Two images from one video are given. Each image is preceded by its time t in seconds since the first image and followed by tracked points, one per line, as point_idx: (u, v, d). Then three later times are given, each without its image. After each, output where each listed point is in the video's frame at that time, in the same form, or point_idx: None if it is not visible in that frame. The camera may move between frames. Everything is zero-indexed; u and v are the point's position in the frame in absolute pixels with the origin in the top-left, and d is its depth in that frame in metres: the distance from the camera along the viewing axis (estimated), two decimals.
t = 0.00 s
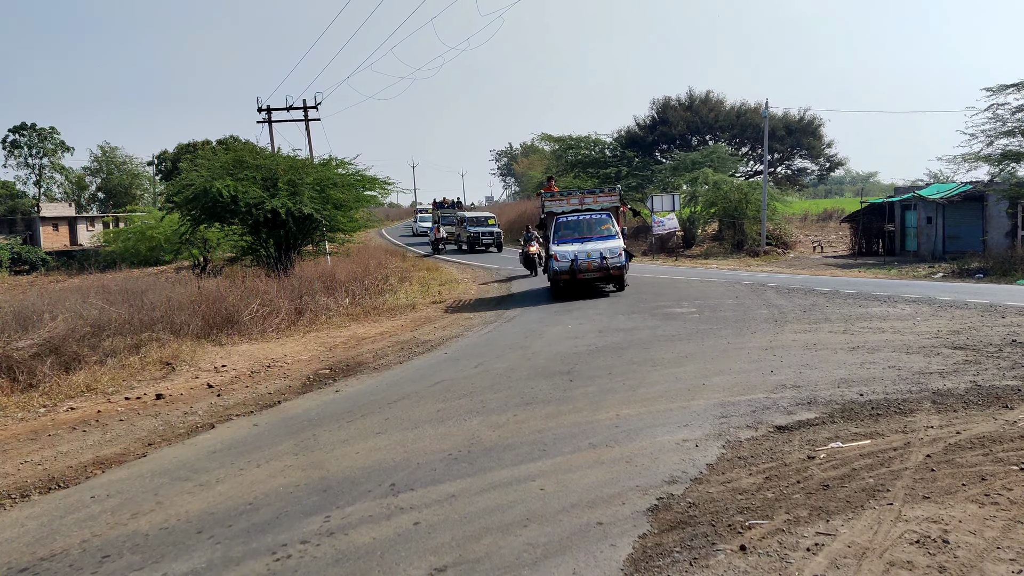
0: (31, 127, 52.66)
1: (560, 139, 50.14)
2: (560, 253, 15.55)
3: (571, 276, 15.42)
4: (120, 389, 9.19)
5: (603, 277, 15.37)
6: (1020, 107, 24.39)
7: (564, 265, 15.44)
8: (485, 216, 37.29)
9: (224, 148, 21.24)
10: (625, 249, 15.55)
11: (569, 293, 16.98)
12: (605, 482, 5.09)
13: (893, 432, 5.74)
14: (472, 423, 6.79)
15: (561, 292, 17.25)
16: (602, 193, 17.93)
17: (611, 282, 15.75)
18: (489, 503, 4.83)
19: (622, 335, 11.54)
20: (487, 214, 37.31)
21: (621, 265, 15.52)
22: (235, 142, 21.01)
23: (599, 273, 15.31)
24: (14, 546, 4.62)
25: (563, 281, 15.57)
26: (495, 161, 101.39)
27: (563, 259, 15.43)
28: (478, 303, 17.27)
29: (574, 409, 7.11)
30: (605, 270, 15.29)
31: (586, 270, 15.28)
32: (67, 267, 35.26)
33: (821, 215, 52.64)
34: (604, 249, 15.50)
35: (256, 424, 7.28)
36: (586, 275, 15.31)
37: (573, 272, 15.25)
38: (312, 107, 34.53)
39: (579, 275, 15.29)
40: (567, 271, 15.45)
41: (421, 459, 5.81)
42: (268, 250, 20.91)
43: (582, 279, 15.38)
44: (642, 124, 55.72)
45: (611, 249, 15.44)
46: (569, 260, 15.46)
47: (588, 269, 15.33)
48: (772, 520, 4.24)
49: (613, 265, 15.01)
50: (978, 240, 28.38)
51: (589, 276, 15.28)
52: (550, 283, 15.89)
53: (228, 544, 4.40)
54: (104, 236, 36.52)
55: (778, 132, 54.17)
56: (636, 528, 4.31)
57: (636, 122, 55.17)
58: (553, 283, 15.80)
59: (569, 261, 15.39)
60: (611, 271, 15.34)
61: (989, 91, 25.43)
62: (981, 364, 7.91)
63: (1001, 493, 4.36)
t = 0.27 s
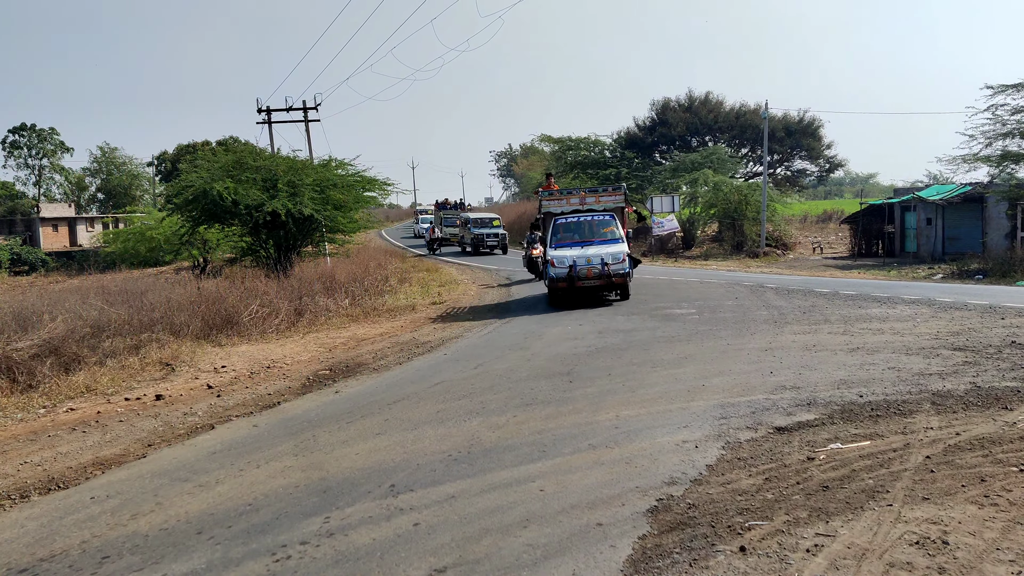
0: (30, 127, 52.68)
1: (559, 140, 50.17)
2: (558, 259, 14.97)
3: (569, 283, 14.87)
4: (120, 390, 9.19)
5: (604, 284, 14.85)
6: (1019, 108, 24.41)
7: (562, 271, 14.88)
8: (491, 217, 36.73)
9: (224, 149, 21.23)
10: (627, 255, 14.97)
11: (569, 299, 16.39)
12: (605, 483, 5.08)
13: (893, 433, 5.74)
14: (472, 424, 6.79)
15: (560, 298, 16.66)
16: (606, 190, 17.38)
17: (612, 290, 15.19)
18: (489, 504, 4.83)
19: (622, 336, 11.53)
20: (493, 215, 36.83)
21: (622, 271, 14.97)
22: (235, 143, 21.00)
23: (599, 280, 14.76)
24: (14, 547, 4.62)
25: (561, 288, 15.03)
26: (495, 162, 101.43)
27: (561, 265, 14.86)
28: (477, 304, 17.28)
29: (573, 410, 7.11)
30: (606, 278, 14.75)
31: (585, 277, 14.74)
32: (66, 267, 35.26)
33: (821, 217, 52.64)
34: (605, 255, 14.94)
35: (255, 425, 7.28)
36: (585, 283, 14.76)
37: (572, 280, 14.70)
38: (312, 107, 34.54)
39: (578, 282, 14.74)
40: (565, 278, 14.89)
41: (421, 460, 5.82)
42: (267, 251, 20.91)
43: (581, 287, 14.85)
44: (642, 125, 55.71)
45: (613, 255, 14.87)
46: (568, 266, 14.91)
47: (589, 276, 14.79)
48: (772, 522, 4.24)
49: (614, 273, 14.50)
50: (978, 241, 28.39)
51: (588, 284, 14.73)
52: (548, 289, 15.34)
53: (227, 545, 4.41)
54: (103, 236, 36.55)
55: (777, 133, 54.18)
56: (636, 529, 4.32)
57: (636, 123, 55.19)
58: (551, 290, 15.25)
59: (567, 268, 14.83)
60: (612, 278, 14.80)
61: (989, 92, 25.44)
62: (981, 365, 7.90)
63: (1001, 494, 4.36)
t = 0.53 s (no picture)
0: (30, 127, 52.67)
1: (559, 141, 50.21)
2: (551, 264, 13.99)
3: (562, 290, 13.89)
4: (120, 390, 9.19)
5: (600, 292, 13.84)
6: (1018, 109, 24.42)
7: (555, 277, 13.92)
8: (495, 217, 36.55)
9: (223, 150, 21.21)
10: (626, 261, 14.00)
11: (564, 307, 15.39)
12: (604, 484, 5.08)
13: (892, 434, 5.74)
14: (471, 425, 6.79)
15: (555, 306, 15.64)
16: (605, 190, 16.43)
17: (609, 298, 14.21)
18: (489, 504, 4.83)
19: (621, 337, 11.53)
20: (496, 215, 36.72)
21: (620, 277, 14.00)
22: (234, 143, 20.99)
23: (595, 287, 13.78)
24: (13, 547, 4.62)
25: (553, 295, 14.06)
26: (495, 162, 101.49)
27: (554, 271, 13.89)
28: (477, 304, 17.31)
29: (573, 410, 7.11)
30: (602, 285, 13.78)
31: (579, 284, 13.76)
32: (66, 267, 35.24)
33: (820, 217, 52.66)
34: (602, 260, 13.96)
35: (255, 425, 7.28)
36: (579, 289, 13.78)
37: (565, 286, 13.73)
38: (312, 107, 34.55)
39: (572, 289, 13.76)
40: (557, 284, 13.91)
41: (420, 460, 5.81)
42: (267, 252, 20.90)
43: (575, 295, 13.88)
44: (641, 126, 55.71)
45: (610, 260, 13.90)
46: (560, 272, 13.91)
47: (584, 283, 13.79)
48: (771, 522, 4.25)
49: (611, 279, 13.52)
50: (977, 243, 28.39)
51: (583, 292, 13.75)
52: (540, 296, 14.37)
53: (227, 545, 4.41)
54: (103, 236, 36.55)
55: (777, 134, 54.20)
56: (635, 530, 4.32)
57: (635, 124, 55.21)
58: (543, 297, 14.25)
59: (560, 273, 13.86)
60: (609, 285, 13.83)
61: (988, 93, 25.45)
62: (980, 367, 7.91)
63: (1000, 495, 4.36)
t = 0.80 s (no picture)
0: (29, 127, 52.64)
1: (558, 140, 50.24)
2: (537, 266, 12.68)
3: (549, 296, 12.51)
4: (118, 390, 9.17)
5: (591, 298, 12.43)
6: (1017, 110, 24.45)
7: (541, 281, 12.57)
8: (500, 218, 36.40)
9: (222, 149, 21.19)
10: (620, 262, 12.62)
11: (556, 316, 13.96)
12: (603, 484, 5.08)
13: (891, 434, 5.75)
14: (470, 424, 6.78)
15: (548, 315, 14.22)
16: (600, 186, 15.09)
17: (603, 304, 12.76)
18: (487, 504, 4.83)
19: (620, 337, 11.53)
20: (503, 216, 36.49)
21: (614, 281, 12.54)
22: (233, 143, 20.97)
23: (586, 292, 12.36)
24: (11, 546, 4.61)
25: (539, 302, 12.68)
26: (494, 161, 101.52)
27: (539, 274, 12.56)
28: (476, 303, 17.31)
29: (572, 410, 7.11)
30: (593, 289, 12.37)
31: (568, 289, 12.37)
32: (64, 267, 35.21)
33: (818, 218, 52.71)
34: (593, 262, 12.57)
35: (253, 425, 7.26)
36: (567, 295, 12.38)
37: (551, 291, 12.35)
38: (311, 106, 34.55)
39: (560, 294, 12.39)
40: (544, 289, 12.54)
41: (419, 460, 5.81)
42: (265, 251, 20.88)
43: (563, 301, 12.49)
44: (640, 126, 55.71)
45: (602, 261, 12.51)
46: (547, 275, 12.56)
47: (573, 287, 12.40)
48: (770, 523, 4.24)
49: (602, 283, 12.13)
50: (976, 243, 28.40)
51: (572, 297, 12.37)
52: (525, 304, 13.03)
53: (225, 545, 4.40)
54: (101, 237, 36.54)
55: (776, 134, 54.23)
56: (634, 530, 4.31)
57: (634, 124, 55.24)
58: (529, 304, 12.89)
59: (547, 277, 12.52)
60: (601, 290, 12.40)
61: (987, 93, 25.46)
62: (978, 367, 7.91)
63: (999, 496, 4.36)
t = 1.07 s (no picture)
0: (27, 126, 52.59)
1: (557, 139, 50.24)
2: (516, 272, 10.99)
3: (528, 306, 10.87)
4: (117, 388, 9.16)
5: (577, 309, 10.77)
6: (1017, 108, 24.46)
7: (519, 289, 10.94)
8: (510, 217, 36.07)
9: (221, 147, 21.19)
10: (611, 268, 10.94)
11: (542, 329, 12.35)
12: (603, 482, 5.07)
13: (892, 432, 5.74)
14: (470, 423, 6.77)
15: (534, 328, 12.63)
16: (590, 175, 12.93)
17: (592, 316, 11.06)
18: (487, 503, 4.82)
19: (620, 335, 11.52)
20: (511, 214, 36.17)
21: (602, 290, 10.91)
22: (233, 141, 20.97)
23: (571, 301, 10.71)
24: (9, 546, 4.59)
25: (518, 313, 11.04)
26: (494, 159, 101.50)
27: (519, 281, 10.90)
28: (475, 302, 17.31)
29: (572, 408, 7.10)
30: (578, 299, 10.71)
31: (550, 298, 10.74)
32: (63, 265, 35.19)
33: (818, 216, 52.73)
34: (579, 269, 10.88)
35: (253, 423, 7.25)
36: (549, 306, 10.74)
37: (530, 301, 10.71)
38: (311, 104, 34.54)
39: (539, 305, 10.76)
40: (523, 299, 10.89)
41: (419, 458, 5.80)
42: (265, 250, 20.86)
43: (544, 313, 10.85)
44: (640, 124, 55.69)
45: (590, 268, 10.83)
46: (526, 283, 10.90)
47: (556, 297, 10.74)
48: (771, 521, 4.24)
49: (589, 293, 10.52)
50: (975, 241, 28.42)
51: (553, 308, 10.74)
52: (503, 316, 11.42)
53: (225, 544, 4.39)
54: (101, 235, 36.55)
55: (775, 132, 54.23)
56: (635, 528, 4.31)
57: (633, 122, 55.23)
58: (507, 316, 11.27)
59: (526, 285, 10.87)
60: (587, 300, 10.73)
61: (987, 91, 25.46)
62: (978, 365, 7.91)
63: (999, 494, 4.36)
